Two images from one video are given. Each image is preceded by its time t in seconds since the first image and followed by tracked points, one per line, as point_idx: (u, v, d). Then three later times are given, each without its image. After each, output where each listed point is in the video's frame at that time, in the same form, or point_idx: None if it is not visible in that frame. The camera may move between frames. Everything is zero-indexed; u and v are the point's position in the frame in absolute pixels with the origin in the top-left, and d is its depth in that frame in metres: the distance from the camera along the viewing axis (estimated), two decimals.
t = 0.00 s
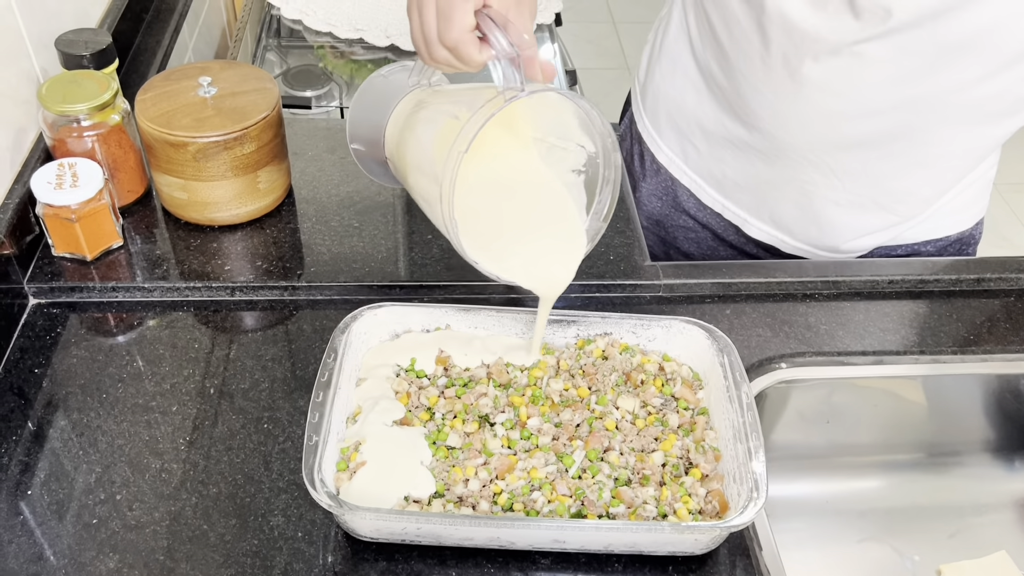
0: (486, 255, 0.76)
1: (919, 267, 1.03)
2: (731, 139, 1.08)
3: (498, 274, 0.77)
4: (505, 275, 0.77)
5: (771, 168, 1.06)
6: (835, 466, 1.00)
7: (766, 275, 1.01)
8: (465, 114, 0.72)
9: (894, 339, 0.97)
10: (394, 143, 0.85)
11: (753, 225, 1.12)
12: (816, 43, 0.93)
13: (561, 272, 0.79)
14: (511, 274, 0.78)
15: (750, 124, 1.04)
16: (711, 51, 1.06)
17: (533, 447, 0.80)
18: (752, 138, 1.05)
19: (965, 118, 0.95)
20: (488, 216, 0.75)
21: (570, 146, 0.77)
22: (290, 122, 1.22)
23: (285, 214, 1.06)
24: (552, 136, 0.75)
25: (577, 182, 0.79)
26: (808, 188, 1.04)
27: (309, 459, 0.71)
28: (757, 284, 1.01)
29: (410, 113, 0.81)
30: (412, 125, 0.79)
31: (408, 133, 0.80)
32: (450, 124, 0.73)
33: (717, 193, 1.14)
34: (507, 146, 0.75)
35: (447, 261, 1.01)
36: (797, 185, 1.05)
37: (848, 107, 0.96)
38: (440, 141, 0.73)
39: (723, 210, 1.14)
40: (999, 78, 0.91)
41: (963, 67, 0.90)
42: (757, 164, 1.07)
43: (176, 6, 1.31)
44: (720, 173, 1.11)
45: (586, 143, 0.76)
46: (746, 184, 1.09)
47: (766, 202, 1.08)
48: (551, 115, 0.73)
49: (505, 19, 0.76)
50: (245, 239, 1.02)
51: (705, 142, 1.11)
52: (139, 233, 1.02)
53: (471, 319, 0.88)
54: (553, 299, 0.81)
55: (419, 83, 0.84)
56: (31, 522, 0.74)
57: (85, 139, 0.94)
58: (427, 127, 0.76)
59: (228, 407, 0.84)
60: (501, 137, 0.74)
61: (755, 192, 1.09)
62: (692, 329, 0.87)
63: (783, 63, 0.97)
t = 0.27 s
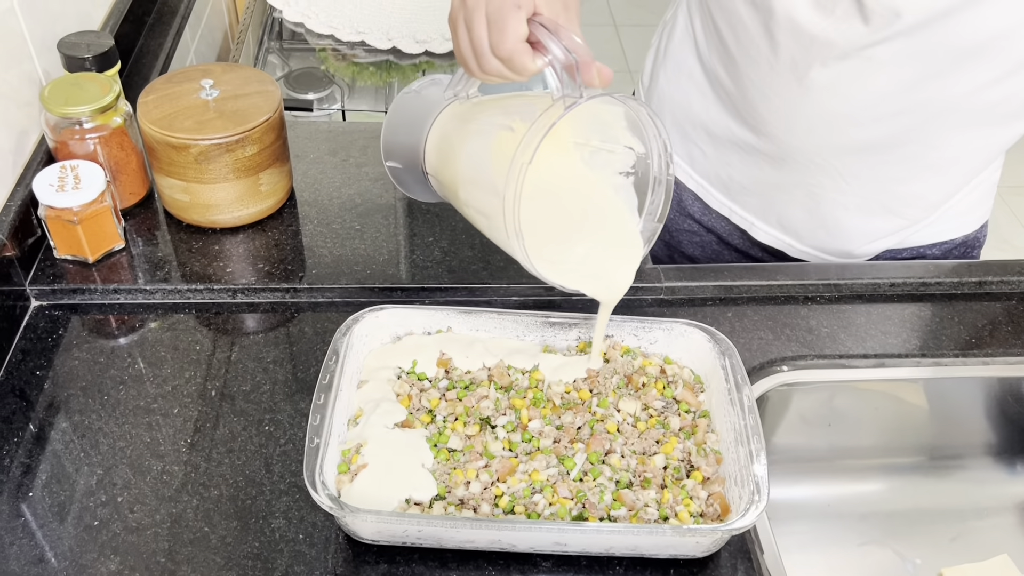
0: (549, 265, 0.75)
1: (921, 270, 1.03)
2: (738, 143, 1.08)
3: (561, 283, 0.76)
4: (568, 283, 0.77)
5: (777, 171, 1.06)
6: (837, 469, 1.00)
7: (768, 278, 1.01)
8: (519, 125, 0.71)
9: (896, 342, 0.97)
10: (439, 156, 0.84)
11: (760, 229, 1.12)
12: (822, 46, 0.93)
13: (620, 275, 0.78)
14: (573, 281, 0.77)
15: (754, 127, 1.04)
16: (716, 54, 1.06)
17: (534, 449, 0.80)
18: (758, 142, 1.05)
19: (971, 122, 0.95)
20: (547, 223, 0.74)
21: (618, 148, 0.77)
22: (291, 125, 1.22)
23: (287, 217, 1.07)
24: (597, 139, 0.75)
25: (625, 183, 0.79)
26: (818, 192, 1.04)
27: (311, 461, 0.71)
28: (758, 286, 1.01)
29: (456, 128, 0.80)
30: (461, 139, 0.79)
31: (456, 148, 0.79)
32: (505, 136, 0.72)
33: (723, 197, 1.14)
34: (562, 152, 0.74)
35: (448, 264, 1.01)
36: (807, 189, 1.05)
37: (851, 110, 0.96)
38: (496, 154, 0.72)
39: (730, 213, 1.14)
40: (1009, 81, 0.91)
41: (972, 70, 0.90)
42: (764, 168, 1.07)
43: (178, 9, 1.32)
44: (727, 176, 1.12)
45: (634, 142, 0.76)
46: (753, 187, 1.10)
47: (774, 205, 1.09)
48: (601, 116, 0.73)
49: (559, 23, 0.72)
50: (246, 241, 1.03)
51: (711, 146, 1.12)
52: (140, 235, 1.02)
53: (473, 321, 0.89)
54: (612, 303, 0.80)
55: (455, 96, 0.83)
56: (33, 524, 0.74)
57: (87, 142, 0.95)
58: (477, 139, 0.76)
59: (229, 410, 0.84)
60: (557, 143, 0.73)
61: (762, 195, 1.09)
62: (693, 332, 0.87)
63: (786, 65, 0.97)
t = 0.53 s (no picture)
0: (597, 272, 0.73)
1: (922, 273, 1.03)
2: (743, 147, 1.09)
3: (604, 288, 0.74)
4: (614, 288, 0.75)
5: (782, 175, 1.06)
6: (838, 471, 1.00)
7: (769, 280, 1.01)
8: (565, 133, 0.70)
9: (897, 344, 0.97)
10: (469, 165, 0.82)
11: (764, 232, 1.13)
12: (825, 48, 0.93)
13: (666, 276, 0.76)
14: (617, 286, 0.75)
15: (758, 130, 1.05)
16: (720, 57, 1.07)
17: (535, 451, 0.80)
18: (763, 145, 1.06)
19: (976, 125, 0.95)
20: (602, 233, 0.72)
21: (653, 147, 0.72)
22: (292, 127, 1.22)
23: (288, 219, 1.07)
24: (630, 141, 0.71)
25: (659, 184, 0.75)
26: (822, 196, 1.05)
27: (311, 463, 0.71)
28: (759, 289, 1.01)
29: (489, 135, 0.79)
30: (496, 147, 0.78)
31: (491, 156, 0.78)
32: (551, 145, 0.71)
33: (728, 201, 1.15)
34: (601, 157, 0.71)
35: (449, 266, 1.01)
36: (813, 194, 1.05)
37: (853, 113, 0.96)
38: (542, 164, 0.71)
39: (734, 217, 1.15)
40: (1013, 86, 0.91)
41: (979, 73, 0.90)
42: (769, 172, 1.08)
43: (179, 11, 1.32)
44: (731, 180, 1.12)
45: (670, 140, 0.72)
46: (758, 190, 1.10)
47: (780, 209, 1.09)
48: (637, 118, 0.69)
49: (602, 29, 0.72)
50: (248, 243, 1.03)
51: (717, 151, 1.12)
52: (141, 236, 1.02)
53: (474, 323, 0.89)
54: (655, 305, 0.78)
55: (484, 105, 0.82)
56: (34, 526, 0.74)
57: (89, 144, 0.95)
58: (516, 148, 0.75)
59: (230, 412, 0.84)
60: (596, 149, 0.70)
61: (766, 199, 1.10)
62: (694, 334, 0.87)
63: (788, 68, 0.97)
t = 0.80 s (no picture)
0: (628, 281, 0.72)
1: (922, 275, 1.03)
2: (746, 149, 1.09)
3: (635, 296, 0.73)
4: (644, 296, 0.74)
5: (783, 177, 1.07)
6: (839, 473, 1.00)
7: (769, 282, 1.01)
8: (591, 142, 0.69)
9: (897, 346, 0.97)
10: (491, 174, 0.81)
11: (767, 234, 1.13)
12: (826, 49, 0.93)
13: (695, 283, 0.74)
14: (645, 294, 0.74)
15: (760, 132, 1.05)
16: (722, 59, 1.07)
17: (536, 452, 0.80)
18: (766, 146, 1.06)
19: (978, 127, 0.95)
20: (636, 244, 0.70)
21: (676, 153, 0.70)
22: (293, 128, 1.22)
23: (289, 220, 1.07)
24: (653, 147, 0.68)
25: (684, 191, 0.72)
26: (825, 199, 1.05)
27: (311, 464, 0.71)
28: (759, 290, 1.01)
29: (511, 146, 0.78)
30: (519, 159, 0.76)
31: (514, 168, 0.77)
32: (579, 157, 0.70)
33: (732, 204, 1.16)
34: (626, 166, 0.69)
35: (450, 267, 1.01)
36: (816, 196, 1.05)
37: (854, 115, 0.96)
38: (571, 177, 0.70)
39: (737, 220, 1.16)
40: (1017, 88, 0.91)
41: (984, 74, 0.90)
42: (773, 175, 1.08)
43: (180, 13, 1.32)
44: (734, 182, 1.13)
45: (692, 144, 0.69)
46: (760, 193, 1.10)
47: (782, 212, 1.09)
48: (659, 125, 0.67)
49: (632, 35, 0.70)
50: (248, 244, 1.03)
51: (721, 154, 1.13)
52: (142, 238, 1.02)
53: (474, 325, 0.89)
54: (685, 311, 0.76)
55: (502, 115, 0.81)
56: (34, 527, 0.74)
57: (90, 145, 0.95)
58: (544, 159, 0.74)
59: (231, 413, 0.84)
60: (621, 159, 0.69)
61: (768, 201, 1.10)
62: (695, 335, 0.87)
63: (790, 70, 0.98)
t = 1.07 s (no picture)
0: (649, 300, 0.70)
1: (922, 276, 1.03)
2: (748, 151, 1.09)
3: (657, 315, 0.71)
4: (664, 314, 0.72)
5: (783, 177, 1.07)
6: (840, 474, 1.00)
7: (770, 283, 1.01)
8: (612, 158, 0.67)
9: (898, 347, 0.97)
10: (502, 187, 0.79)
11: (769, 237, 1.13)
12: (827, 50, 0.93)
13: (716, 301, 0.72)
14: (666, 312, 0.72)
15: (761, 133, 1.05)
16: (722, 61, 1.07)
17: (537, 454, 0.80)
18: (767, 148, 1.06)
19: (981, 129, 0.95)
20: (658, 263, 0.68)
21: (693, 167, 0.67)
22: (294, 129, 1.22)
23: (289, 221, 1.07)
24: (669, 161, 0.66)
25: (700, 205, 0.69)
26: (829, 202, 1.05)
27: (311, 465, 0.71)
28: (760, 292, 1.01)
29: (522, 160, 0.76)
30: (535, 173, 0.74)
31: (529, 182, 0.74)
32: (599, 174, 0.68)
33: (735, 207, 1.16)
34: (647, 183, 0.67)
35: (450, 268, 1.01)
36: (819, 199, 1.05)
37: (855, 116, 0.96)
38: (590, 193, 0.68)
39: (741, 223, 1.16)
40: None
41: (988, 76, 0.91)
42: (775, 177, 1.08)
43: (180, 14, 1.32)
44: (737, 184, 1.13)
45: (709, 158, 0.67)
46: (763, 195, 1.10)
47: (785, 214, 1.09)
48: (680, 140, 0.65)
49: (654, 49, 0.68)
50: (249, 246, 1.03)
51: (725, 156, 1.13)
52: (142, 238, 1.02)
53: (474, 326, 0.89)
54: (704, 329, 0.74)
55: (513, 127, 0.79)
56: (34, 527, 0.74)
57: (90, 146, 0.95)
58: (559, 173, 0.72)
59: (231, 414, 0.84)
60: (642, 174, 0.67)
61: (771, 204, 1.10)
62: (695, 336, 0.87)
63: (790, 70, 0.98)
